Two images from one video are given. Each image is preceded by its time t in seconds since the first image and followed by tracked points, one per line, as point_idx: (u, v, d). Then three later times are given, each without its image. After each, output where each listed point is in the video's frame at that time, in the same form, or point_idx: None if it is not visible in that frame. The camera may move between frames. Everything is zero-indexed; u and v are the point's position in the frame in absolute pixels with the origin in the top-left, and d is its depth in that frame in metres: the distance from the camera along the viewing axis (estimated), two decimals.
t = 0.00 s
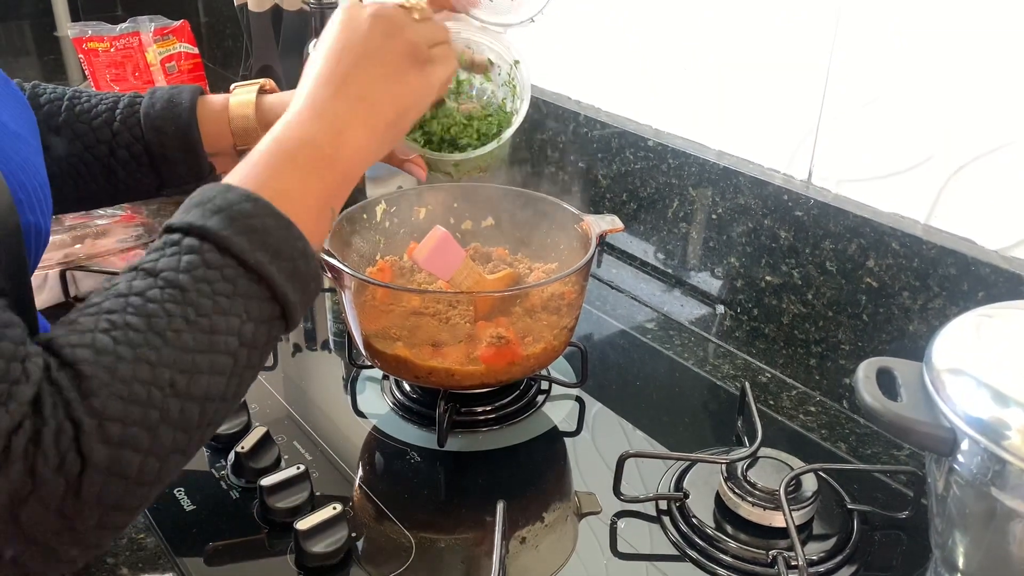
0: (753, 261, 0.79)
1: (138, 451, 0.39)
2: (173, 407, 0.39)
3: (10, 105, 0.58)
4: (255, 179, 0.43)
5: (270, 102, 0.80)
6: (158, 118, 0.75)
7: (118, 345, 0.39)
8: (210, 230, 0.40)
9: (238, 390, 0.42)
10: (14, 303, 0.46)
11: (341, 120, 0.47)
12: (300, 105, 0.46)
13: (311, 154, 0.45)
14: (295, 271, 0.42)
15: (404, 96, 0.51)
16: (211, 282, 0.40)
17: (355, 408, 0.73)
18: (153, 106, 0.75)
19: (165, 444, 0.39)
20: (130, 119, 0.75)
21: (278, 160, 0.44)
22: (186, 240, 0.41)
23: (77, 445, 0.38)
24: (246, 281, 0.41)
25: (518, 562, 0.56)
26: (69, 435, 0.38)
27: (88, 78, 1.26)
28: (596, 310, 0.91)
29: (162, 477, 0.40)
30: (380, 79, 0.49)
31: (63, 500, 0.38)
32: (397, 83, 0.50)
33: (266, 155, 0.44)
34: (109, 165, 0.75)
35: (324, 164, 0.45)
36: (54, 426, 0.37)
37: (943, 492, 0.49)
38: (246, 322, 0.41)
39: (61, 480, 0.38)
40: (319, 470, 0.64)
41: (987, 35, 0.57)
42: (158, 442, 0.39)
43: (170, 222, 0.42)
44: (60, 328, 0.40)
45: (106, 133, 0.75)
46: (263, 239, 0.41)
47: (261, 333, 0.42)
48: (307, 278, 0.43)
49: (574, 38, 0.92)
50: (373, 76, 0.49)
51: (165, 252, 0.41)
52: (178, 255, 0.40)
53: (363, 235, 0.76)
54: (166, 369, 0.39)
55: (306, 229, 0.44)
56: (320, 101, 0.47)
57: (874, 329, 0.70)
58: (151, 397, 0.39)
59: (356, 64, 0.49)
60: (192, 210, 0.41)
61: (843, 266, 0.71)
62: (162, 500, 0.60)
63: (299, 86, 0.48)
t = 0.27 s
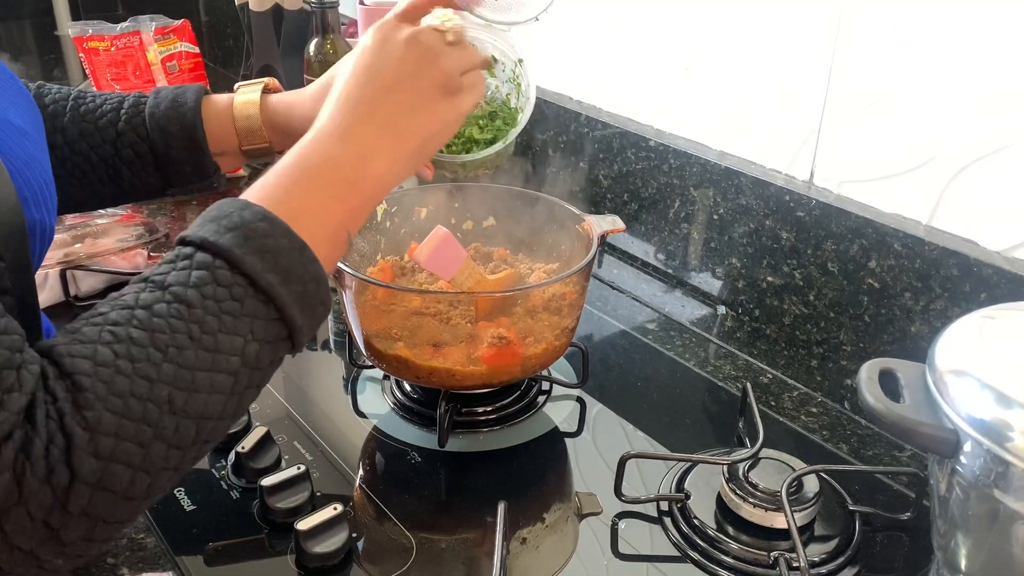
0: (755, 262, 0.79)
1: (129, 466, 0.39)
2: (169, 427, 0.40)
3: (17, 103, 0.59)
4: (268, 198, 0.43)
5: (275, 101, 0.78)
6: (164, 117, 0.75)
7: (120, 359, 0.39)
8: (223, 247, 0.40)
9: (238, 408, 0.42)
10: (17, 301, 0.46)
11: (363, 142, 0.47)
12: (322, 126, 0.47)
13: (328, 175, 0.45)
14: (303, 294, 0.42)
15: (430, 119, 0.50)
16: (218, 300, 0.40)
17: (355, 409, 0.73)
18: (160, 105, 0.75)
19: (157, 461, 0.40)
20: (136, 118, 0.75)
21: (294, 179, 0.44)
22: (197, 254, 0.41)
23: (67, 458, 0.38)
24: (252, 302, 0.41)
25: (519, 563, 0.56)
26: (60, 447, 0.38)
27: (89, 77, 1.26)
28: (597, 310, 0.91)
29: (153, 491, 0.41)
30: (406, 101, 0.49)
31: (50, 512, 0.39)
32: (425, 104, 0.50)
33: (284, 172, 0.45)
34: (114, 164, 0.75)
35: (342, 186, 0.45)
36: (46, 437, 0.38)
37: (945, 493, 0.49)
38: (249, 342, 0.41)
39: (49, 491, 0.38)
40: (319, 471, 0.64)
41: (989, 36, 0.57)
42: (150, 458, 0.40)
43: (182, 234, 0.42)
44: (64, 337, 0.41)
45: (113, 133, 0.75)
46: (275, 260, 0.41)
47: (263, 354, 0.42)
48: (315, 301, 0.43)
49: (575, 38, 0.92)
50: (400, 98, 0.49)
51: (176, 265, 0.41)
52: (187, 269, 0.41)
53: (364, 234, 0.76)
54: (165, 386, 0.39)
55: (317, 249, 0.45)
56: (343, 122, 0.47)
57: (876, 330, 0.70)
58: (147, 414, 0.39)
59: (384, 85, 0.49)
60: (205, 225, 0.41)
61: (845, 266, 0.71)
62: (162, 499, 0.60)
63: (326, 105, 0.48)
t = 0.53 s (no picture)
0: (757, 262, 0.79)
1: (140, 467, 0.39)
2: (181, 431, 0.40)
3: (21, 98, 0.58)
4: (288, 211, 0.44)
5: (276, 100, 0.79)
6: (166, 114, 0.75)
7: (138, 360, 0.39)
8: (246, 258, 0.41)
9: (247, 417, 0.42)
10: (21, 298, 0.45)
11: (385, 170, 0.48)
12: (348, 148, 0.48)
13: (348, 196, 0.46)
14: (319, 310, 0.43)
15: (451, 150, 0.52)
16: (238, 308, 0.40)
17: (357, 409, 0.73)
18: (160, 102, 0.75)
19: (167, 464, 0.40)
20: (138, 115, 0.75)
21: (315, 197, 0.46)
22: (221, 261, 0.41)
23: (80, 455, 0.38)
24: (271, 313, 0.41)
25: (521, 564, 0.56)
26: (73, 444, 0.38)
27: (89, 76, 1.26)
28: (599, 310, 0.91)
29: (160, 494, 0.41)
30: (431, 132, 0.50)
31: (58, 509, 0.39)
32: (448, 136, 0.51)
33: (305, 189, 0.46)
34: (116, 163, 0.75)
35: (359, 208, 0.47)
36: (59, 434, 0.38)
37: (949, 495, 0.48)
38: (264, 353, 0.41)
39: (59, 488, 0.38)
40: (321, 471, 0.64)
41: (989, 37, 0.57)
42: (160, 461, 0.40)
43: (207, 240, 0.42)
44: (82, 335, 0.41)
45: (115, 131, 0.74)
46: (294, 275, 0.41)
47: (276, 365, 0.42)
48: (331, 318, 0.43)
49: (577, 38, 0.92)
50: (429, 129, 0.50)
51: (199, 270, 0.41)
52: (209, 275, 0.41)
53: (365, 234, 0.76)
54: (180, 390, 0.40)
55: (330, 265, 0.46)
56: (367, 147, 0.48)
57: (878, 331, 0.70)
58: (162, 417, 0.39)
59: (412, 114, 0.50)
60: (229, 233, 0.42)
61: (848, 267, 0.71)
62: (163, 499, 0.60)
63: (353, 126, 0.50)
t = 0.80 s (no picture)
0: (757, 263, 0.79)
1: (130, 469, 0.40)
2: (171, 433, 0.40)
3: (23, 101, 0.58)
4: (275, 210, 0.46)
5: (280, 109, 0.79)
6: (167, 120, 0.74)
7: (130, 364, 0.40)
8: (239, 262, 0.41)
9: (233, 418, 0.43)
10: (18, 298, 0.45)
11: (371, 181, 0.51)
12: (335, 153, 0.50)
13: (334, 201, 0.49)
14: (304, 314, 0.44)
15: (437, 165, 0.54)
16: (230, 312, 0.41)
17: (355, 409, 0.72)
18: (162, 109, 0.75)
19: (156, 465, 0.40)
20: (139, 121, 0.75)
21: (302, 198, 0.47)
22: (212, 264, 0.42)
23: (71, 458, 0.38)
24: (260, 317, 0.42)
25: (520, 565, 0.56)
26: (65, 447, 0.38)
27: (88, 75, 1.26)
28: (599, 310, 0.91)
29: (148, 494, 0.41)
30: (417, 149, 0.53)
31: (48, 510, 0.39)
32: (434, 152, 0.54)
33: (293, 189, 0.48)
34: (116, 168, 0.75)
35: (343, 214, 0.49)
36: (51, 437, 0.38)
37: (950, 497, 0.48)
38: (251, 356, 0.42)
39: (50, 489, 0.38)
40: (320, 472, 0.63)
41: (989, 37, 0.57)
42: (150, 463, 0.40)
43: (196, 241, 0.43)
44: (69, 337, 0.41)
45: (115, 137, 0.74)
46: (286, 281, 0.43)
47: (260, 367, 0.43)
48: (314, 322, 0.45)
49: (577, 38, 0.92)
50: (408, 136, 0.53)
51: (190, 273, 0.42)
52: (201, 278, 0.41)
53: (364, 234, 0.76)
54: (171, 393, 0.40)
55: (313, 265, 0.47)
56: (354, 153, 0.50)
57: (878, 332, 0.70)
58: (152, 419, 0.40)
59: (399, 127, 0.53)
60: (220, 234, 0.42)
61: (848, 268, 0.71)
62: (161, 500, 0.59)
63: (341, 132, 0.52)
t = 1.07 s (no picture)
0: (756, 263, 0.79)
1: (129, 466, 0.39)
2: (172, 429, 0.40)
3: (19, 98, 0.58)
4: (287, 202, 0.46)
5: (276, 106, 0.79)
6: (162, 121, 0.74)
7: (130, 359, 0.39)
8: (246, 255, 0.41)
9: (235, 413, 0.43)
10: (16, 296, 0.45)
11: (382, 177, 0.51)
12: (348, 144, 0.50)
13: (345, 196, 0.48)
14: (309, 309, 0.43)
15: (449, 163, 0.54)
16: (234, 307, 0.41)
17: (354, 409, 0.72)
18: (157, 109, 0.74)
19: (156, 461, 0.40)
20: (134, 121, 0.74)
21: (314, 191, 0.47)
22: (218, 258, 0.41)
23: (70, 454, 0.38)
24: (265, 312, 0.42)
25: (519, 566, 0.56)
26: (63, 443, 0.38)
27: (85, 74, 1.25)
28: (597, 310, 0.91)
29: (148, 490, 0.41)
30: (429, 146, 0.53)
31: (46, 505, 0.38)
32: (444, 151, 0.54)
33: (305, 180, 0.47)
34: (112, 168, 0.75)
35: (353, 209, 0.49)
36: (49, 432, 0.38)
37: (949, 497, 0.48)
38: (254, 351, 0.42)
39: (49, 485, 0.38)
40: (318, 472, 0.63)
41: (988, 37, 0.57)
42: (151, 458, 0.40)
43: (202, 235, 0.42)
44: (70, 331, 0.41)
45: (110, 137, 0.74)
46: (291, 275, 0.42)
47: (263, 362, 0.43)
48: (318, 317, 0.44)
49: (575, 38, 0.92)
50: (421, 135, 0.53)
51: (195, 267, 0.41)
52: (205, 273, 0.41)
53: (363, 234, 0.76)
54: (172, 390, 0.40)
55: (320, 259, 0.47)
56: (367, 146, 0.50)
57: (877, 332, 0.70)
58: (153, 415, 0.39)
59: (414, 122, 0.52)
60: (226, 228, 0.42)
61: (847, 268, 0.71)
62: (159, 500, 0.59)
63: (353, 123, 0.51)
